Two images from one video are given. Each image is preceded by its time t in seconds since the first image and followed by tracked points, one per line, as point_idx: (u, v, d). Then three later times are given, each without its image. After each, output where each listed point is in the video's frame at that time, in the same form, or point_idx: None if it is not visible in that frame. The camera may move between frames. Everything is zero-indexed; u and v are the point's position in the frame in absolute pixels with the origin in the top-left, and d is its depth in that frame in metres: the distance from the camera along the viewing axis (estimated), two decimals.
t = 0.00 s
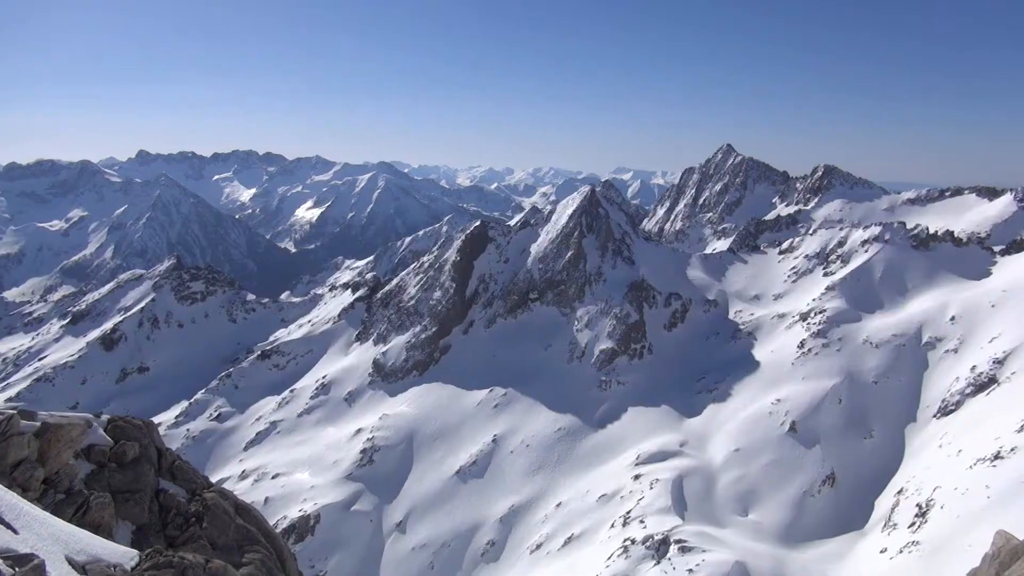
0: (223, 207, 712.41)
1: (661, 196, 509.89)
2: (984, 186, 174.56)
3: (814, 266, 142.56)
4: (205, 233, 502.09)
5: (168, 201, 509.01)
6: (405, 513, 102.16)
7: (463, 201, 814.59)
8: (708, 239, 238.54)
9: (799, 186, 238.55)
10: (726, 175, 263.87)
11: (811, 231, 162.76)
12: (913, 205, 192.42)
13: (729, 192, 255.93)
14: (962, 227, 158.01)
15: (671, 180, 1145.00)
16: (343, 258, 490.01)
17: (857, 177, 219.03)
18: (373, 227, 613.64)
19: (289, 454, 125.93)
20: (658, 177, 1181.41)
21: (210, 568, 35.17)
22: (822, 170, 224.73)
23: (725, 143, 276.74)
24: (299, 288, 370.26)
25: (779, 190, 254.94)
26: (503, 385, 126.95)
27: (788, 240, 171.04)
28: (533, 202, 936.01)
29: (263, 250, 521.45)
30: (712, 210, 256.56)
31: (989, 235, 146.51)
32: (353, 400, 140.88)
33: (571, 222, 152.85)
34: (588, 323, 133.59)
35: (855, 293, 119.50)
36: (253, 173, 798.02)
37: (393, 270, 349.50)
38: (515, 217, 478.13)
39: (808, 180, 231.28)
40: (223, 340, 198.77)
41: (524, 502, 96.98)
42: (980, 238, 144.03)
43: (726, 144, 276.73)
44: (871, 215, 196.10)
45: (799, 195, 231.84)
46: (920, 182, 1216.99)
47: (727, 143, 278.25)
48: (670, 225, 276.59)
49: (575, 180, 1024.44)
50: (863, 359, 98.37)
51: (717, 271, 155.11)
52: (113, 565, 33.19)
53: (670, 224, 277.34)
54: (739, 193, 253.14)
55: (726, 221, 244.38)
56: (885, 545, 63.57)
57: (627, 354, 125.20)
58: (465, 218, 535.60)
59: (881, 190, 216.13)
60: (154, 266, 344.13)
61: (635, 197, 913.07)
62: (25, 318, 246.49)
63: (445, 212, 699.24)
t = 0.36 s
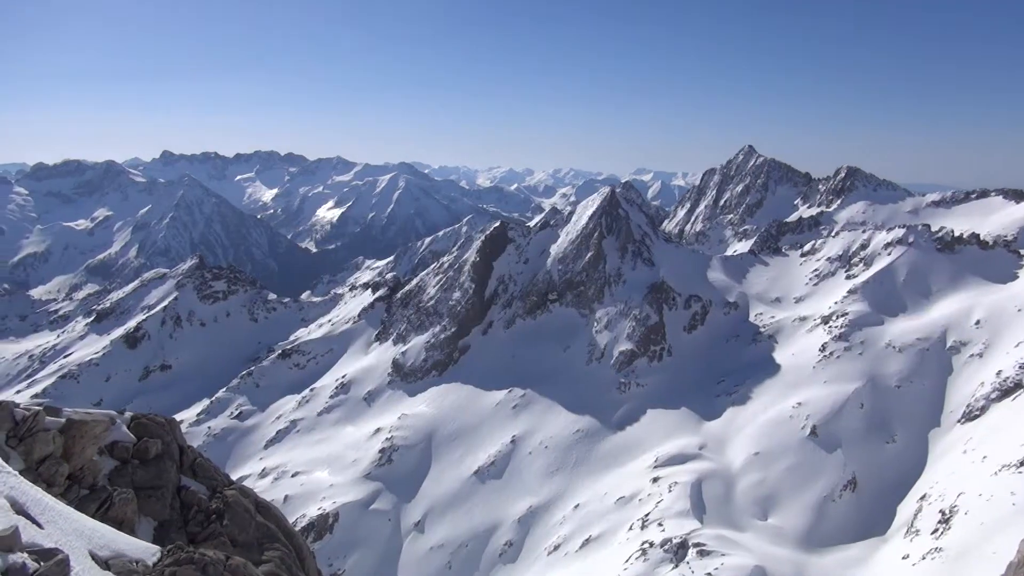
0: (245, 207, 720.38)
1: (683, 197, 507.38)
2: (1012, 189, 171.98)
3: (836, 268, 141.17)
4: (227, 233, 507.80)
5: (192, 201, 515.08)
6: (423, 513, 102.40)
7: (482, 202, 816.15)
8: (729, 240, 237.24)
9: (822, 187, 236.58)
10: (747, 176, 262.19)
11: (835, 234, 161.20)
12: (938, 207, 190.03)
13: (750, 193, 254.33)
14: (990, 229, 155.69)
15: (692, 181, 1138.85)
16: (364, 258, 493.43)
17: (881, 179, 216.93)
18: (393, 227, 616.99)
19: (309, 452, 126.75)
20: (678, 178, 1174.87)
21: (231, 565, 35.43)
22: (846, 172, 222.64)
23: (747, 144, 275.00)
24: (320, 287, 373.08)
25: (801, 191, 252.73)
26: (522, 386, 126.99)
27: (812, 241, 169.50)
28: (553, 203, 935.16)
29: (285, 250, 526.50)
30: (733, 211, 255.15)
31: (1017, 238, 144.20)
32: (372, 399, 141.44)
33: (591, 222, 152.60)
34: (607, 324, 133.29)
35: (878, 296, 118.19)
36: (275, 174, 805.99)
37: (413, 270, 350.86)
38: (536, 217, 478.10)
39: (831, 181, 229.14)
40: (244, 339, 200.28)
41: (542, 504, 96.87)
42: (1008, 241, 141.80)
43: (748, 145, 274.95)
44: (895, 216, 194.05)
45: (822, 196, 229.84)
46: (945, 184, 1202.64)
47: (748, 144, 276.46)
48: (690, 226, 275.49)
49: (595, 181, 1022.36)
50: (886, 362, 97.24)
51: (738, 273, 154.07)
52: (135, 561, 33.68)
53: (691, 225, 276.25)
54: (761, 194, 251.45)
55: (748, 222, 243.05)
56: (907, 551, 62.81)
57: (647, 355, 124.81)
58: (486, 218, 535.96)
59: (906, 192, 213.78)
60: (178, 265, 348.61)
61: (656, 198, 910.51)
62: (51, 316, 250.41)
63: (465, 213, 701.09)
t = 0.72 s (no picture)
0: (266, 207, 726.51)
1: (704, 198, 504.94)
2: None
3: (858, 270, 139.84)
4: (248, 232, 512.33)
5: (214, 201, 519.85)
6: (440, 513, 102.61)
7: (500, 202, 817.27)
8: (749, 242, 235.64)
9: (843, 189, 234.36)
10: (768, 177, 260.24)
11: (857, 236, 159.65)
12: (962, 209, 187.84)
13: (771, 194, 252.46)
14: (1016, 231, 153.36)
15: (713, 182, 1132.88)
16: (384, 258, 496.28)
17: (904, 180, 214.39)
18: (413, 227, 619.78)
19: (328, 451, 127.54)
20: (698, 180, 1170.29)
21: (251, 563, 35.69)
22: (868, 173, 220.17)
23: (767, 145, 272.82)
24: (339, 286, 375.66)
25: (823, 193, 250.09)
26: (540, 386, 126.94)
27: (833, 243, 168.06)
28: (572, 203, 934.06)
29: (305, 250, 530.77)
30: (754, 213, 253.46)
31: None
32: (390, 399, 141.93)
33: (610, 223, 152.08)
34: (626, 326, 132.89)
35: (901, 298, 116.89)
36: (296, 174, 812.60)
37: (432, 270, 351.87)
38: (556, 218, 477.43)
39: (853, 182, 226.71)
40: (264, 337, 201.49)
41: (559, 505, 96.72)
42: None
43: (769, 146, 272.79)
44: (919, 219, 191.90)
45: (844, 198, 227.54)
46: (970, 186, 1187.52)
47: (769, 145, 274.28)
48: (710, 228, 274.09)
49: (614, 181, 1019.79)
50: (908, 366, 96.16)
51: (758, 275, 152.99)
52: (157, 557, 34.14)
53: (710, 226, 274.84)
54: (782, 195, 249.49)
55: (768, 224, 241.39)
56: (929, 557, 62.07)
57: (666, 357, 124.34)
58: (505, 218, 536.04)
59: (930, 194, 211.24)
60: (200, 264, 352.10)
61: (676, 200, 907.68)
62: (76, 314, 253.96)
63: (483, 213, 702.66)
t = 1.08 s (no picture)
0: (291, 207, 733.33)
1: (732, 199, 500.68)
2: None
3: (886, 274, 138.14)
4: (273, 231, 517.28)
5: (240, 199, 525.47)
6: (461, 513, 102.84)
7: (523, 203, 817.42)
8: (775, 245, 234.11)
9: (871, 192, 231.62)
10: (794, 180, 257.59)
11: (884, 239, 157.66)
12: (993, 213, 185.06)
13: (797, 197, 250.13)
14: None
15: (738, 185, 1124.09)
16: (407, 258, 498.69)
17: (933, 184, 211.45)
18: (435, 227, 622.10)
19: (350, 449, 128.26)
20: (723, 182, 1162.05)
21: (274, 559, 36.04)
22: (896, 176, 217.26)
23: (793, 148, 270.02)
24: (363, 285, 377.96)
25: (850, 196, 246.76)
26: (562, 387, 126.75)
27: (861, 247, 166.10)
28: (596, 204, 930.58)
29: (329, 250, 534.84)
30: (779, 215, 251.34)
31: None
32: (412, 398, 142.48)
33: (633, 224, 151.46)
34: (649, 328, 132.40)
35: (929, 303, 115.27)
36: (321, 173, 819.23)
37: (455, 270, 352.58)
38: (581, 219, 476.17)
39: (881, 186, 223.72)
40: (288, 335, 203.05)
41: (580, 506, 96.51)
42: None
43: (795, 148, 269.96)
44: (949, 222, 189.49)
45: (871, 201, 224.60)
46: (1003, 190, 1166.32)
47: (795, 148, 271.40)
48: (734, 231, 272.16)
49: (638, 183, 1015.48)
50: (937, 372, 94.76)
51: (783, 278, 151.57)
52: (182, 551, 34.66)
53: (735, 229, 272.91)
54: (808, 198, 247.08)
55: (794, 227, 239.43)
56: (955, 566, 61.16)
57: (688, 360, 123.69)
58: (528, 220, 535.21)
59: (960, 197, 207.81)
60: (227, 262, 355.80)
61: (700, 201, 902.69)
62: (104, 309, 258.09)
63: (505, 214, 703.18)
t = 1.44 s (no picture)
0: (323, 205, 741.97)
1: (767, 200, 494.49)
2: None
3: (921, 279, 135.79)
4: (305, 229, 523.42)
5: (273, 197, 532.30)
6: (487, 512, 103.08)
7: (553, 203, 816.37)
8: (807, 248, 232.66)
9: (908, 196, 227.65)
10: (827, 183, 254.03)
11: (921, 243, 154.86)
12: None
13: (830, 200, 246.92)
14: None
15: (771, 187, 1110.65)
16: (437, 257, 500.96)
17: (972, 188, 206.72)
18: (465, 227, 623.83)
19: (378, 446, 129.17)
20: (755, 184, 1148.74)
21: (303, 554, 36.59)
22: (933, 180, 212.94)
23: (828, 149, 265.90)
24: (393, 284, 380.19)
25: (885, 200, 241.40)
26: (590, 388, 126.45)
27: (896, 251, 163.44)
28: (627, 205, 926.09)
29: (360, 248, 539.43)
30: (812, 218, 248.52)
31: None
32: (440, 397, 143.19)
33: (664, 226, 150.42)
34: (678, 330, 131.61)
35: (966, 309, 112.99)
36: (353, 172, 826.12)
37: (484, 270, 353.25)
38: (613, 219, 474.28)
39: (918, 189, 218.97)
40: (318, 333, 205.18)
41: (606, 508, 96.14)
42: None
43: (829, 150, 265.87)
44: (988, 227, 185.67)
45: (907, 204, 219.12)
46: None
47: (829, 149, 267.19)
48: (766, 233, 269.46)
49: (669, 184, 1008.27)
50: (974, 379, 92.79)
51: (815, 281, 149.71)
52: (214, 543, 35.52)
53: (766, 232, 270.14)
54: (842, 201, 243.70)
55: (828, 230, 236.78)
56: None
57: (718, 363, 122.67)
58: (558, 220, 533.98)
59: (999, 202, 202.95)
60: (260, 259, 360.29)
61: (732, 203, 894.48)
62: (140, 303, 262.81)
63: (535, 214, 702.28)
